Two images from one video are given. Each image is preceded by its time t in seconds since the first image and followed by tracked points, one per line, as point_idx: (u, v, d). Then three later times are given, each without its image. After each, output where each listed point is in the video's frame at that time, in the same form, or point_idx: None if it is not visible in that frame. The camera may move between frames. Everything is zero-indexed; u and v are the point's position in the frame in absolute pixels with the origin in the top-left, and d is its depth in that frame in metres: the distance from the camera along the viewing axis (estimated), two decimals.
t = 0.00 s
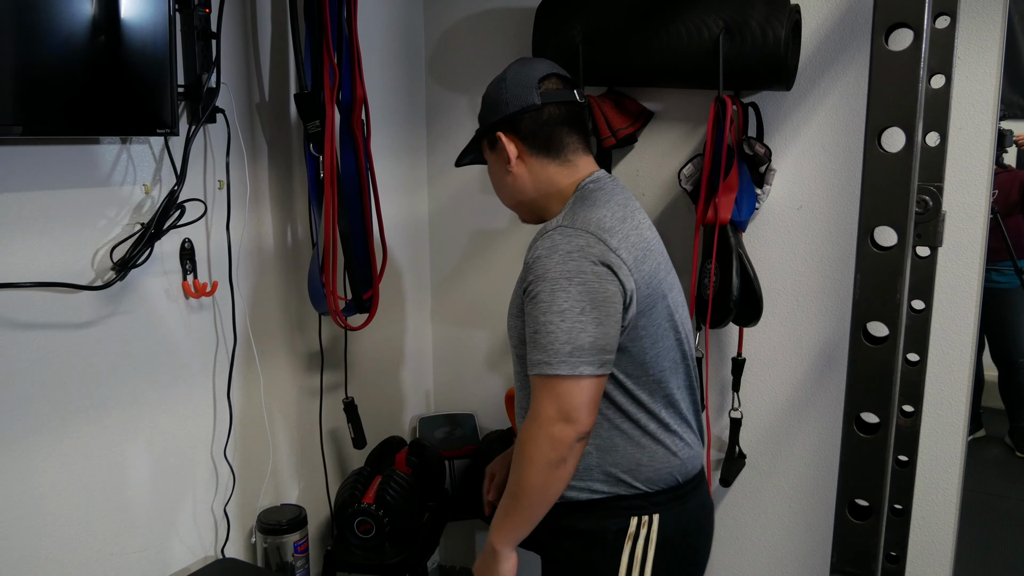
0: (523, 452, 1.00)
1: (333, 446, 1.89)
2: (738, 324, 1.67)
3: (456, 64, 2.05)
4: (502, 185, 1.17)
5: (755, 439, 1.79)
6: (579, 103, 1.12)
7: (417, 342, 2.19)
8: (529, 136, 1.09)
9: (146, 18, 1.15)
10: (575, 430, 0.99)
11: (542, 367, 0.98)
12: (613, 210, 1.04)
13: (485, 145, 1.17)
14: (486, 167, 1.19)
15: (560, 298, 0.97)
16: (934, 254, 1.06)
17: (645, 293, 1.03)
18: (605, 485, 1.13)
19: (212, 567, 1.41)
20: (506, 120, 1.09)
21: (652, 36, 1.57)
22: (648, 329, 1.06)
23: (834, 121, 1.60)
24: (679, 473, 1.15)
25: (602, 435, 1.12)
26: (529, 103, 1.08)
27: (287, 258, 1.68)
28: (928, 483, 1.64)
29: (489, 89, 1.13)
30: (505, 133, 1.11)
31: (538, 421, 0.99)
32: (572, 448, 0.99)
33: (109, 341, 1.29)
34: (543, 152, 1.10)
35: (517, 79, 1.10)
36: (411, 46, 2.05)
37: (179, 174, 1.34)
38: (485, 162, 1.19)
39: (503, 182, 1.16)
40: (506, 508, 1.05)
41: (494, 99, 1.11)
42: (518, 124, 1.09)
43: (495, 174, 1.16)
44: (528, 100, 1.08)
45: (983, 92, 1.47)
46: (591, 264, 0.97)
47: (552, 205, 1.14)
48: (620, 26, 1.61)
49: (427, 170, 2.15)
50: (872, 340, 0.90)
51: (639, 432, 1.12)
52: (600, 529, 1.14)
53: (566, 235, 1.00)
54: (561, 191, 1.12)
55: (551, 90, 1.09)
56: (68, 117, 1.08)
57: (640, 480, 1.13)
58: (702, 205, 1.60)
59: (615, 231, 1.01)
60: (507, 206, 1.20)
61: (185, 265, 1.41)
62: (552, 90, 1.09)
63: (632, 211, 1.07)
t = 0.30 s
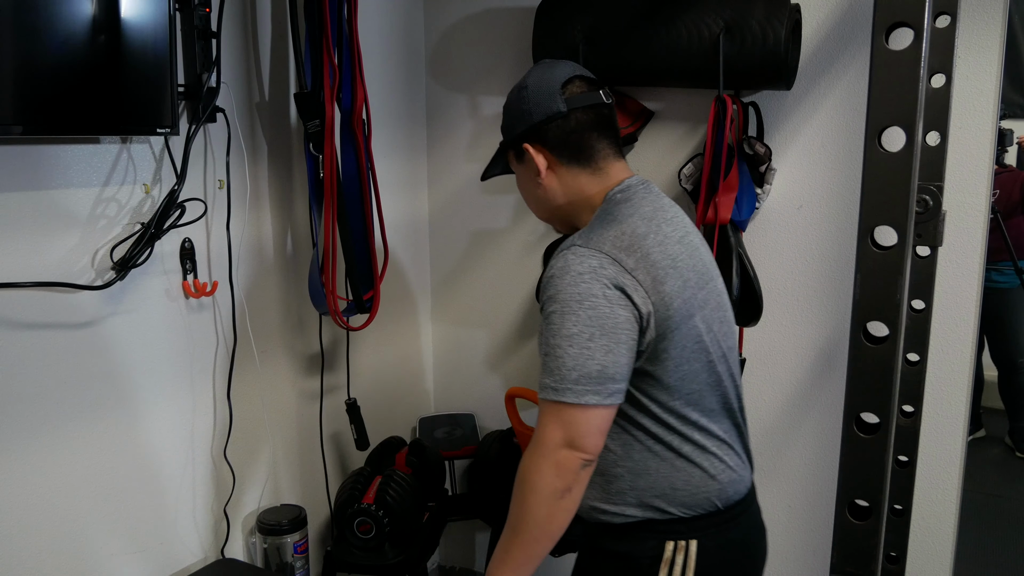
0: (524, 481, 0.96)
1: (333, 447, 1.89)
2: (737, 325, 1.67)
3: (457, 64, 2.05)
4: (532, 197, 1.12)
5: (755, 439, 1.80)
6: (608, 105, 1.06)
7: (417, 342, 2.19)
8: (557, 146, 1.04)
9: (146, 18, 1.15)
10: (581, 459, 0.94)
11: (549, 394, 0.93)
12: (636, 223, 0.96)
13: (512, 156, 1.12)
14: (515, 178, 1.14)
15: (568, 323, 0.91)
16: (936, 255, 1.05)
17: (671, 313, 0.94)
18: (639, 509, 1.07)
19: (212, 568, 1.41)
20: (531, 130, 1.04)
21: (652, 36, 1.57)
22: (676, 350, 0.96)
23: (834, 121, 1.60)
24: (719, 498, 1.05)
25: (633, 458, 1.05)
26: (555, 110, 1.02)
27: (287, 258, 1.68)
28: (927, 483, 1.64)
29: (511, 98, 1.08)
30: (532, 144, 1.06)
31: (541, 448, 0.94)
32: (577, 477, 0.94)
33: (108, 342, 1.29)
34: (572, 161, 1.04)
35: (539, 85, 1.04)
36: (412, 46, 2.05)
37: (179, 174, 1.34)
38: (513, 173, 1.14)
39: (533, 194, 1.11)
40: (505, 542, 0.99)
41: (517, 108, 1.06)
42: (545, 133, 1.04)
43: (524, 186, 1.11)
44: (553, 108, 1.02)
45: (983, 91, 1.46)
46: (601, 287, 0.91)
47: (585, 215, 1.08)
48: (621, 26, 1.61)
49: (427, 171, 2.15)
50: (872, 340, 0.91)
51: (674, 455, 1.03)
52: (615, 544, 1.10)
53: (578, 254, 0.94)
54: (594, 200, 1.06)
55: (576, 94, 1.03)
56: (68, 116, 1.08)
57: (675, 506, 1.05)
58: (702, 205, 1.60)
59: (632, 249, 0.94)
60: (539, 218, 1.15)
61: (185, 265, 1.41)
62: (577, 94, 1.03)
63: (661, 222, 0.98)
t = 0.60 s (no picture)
0: (572, 498, 0.96)
1: (333, 447, 1.89)
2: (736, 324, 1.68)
3: (457, 63, 2.05)
4: (557, 200, 1.10)
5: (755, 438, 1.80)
6: (633, 105, 1.05)
7: (417, 342, 2.19)
8: (585, 146, 1.02)
9: (146, 18, 1.15)
10: (625, 471, 0.93)
11: (585, 406, 0.92)
12: (663, 227, 0.95)
13: (535, 160, 1.10)
14: (538, 183, 1.12)
15: (601, 334, 0.89)
16: (936, 255, 1.05)
17: (703, 319, 0.93)
18: (666, 516, 1.08)
19: (212, 567, 1.41)
20: (558, 130, 1.03)
21: (652, 36, 1.57)
22: (708, 356, 0.95)
23: (835, 121, 1.60)
24: (748, 506, 1.06)
25: (661, 465, 1.06)
26: (583, 110, 1.01)
27: (287, 258, 1.68)
28: (927, 483, 1.64)
29: (534, 100, 1.07)
30: (559, 145, 1.04)
31: (584, 464, 0.94)
32: (625, 488, 0.94)
33: (108, 342, 1.29)
34: (601, 162, 1.03)
35: (564, 86, 1.03)
36: (412, 46, 2.05)
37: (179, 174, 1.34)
38: (536, 178, 1.12)
39: (559, 198, 1.09)
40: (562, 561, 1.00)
41: (542, 110, 1.05)
42: (573, 134, 1.02)
43: (549, 189, 1.09)
44: (581, 107, 1.01)
45: (984, 92, 1.46)
46: (631, 296, 0.90)
47: (613, 217, 1.06)
48: (621, 26, 1.60)
49: (427, 170, 2.15)
50: (872, 339, 0.91)
51: (702, 463, 1.04)
52: (643, 549, 1.11)
53: (606, 263, 0.92)
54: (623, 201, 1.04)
55: (603, 93, 1.02)
56: (69, 115, 1.08)
57: (702, 514, 1.06)
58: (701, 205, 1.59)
59: (660, 254, 0.92)
60: (563, 222, 1.13)
61: (185, 265, 1.41)
62: (603, 94, 1.02)
63: (688, 222, 0.96)
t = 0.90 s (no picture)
0: (576, 487, 0.98)
1: (333, 447, 1.89)
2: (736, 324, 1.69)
3: (457, 63, 2.05)
4: (577, 192, 1.07)
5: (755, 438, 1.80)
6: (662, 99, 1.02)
7: (417, 342, 2.19)
8: (614, 141, 0.99)
9: (146, 18, 1.15)
10: (629, 467, 0.94)
11: (593, 400, 0.93)
12: (682, 224, 0.94)
13: (557, 149, 1.06)
14: (559, 173, 1.08)
15: (612, 330, 0.89)
16: (936, 254, 1.06)
17: (714, 320, 0.93)
18: (666, 516, 1.08)
19: (212, 567, 1.41)
20: (588, 123, 0.99)
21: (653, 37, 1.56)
22: (718, 357, 0.95)
23: (835, 121, 1.60)
24: (748, 509, 1.05)
25: (665, 465, 1.07)
26: (615, 103, 0.97)
27: (287, 258, 1.68)
28: (927, 483, 1.64)
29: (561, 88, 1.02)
30: (587, 136, 1.00)
31: (590, 457, 0.95)
32: (627, 484, 0.95)
33: (108, 341, 1.29)
34: (628, 157, 1.00)
35: (595, 76, 0.99)
36: (412, 45, 2.05)
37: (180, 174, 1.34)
38: (556, 168, 1.08)
39: (581, 190, 1.06)
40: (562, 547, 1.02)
41: (570, 98, 1.00)
42: (603, 127, 0.99)
43: (571, 181, 1.06)
44: (614, 100, 0.97)
45: (984, 92, 1.46)
46: (645, 294, 0.90)
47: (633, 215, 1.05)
48: (621, 26, 1.60)
49: (427, 171, 2.15)
50: (872, 339, 0.91)
51: (705, 464, 1.04)
52: (644, 547, 1.11)
53: (622, 258, 0.92)
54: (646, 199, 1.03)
55: (634, 86, 0.99)
56: (69, 115, 1.08)
57: (702, 515, 1.06)
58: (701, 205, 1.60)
59: (676, 253, 0.92)
60: (579, 213, 1.11)
61: (185, 265, 1.41)
62: (635, 87, 0.99)
63: (706, 221, 0.96)
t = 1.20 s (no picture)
0: (575, 475, 0.94)
1: (333, 447, 1.89)
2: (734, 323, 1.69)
3: (456, 63, 2.05)
4: (594, 180, 1.06)
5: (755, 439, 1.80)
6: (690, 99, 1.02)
7: (417, 342, 2.19)
8: (639, 132, 0.99)
9: (146, 18, 1.15)
10: (636, 463, 0.91)
11: (608, 392, 0.90)
12: (710, 226, 0.94)
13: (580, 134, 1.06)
14: (578, 158, 1.08)
15: (637, 322, 0.88)
16: (936, 255, 1.05)
17: (738, 321, 0.92)
18: (669, 517, 1.07)
19: (212, 567, 1.41)
20: (614, 111, 0.99)
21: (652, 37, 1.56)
22: (735, 359, 0.95)
23: (835, 121, 1.60)
24: (752, 512, 1.06)
25: (673, 465, 1.05)
26: (644, 95, 0.97)
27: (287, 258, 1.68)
28: (928, 482, 1.64)
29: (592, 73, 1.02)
30: (612, 125, 1.00)
31: (599, 448, 0.92)
32: (630, 481, 0.92)
33: (108, 342, 1.29)
34: (650, 151, 1.00)
35: (627, 66, 0.99)
36: (412, 46, 2.05)
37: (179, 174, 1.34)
38: (575, 153, 1.08)
39: (599, 179, 1.05)
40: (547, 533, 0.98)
41: (599, 86, 1.00)
42: (629, 117, 0.99)
43: (591, 169, 1.05)
44: (643, 91, 0.97)
45: (984, 92, 1.47)
46: (675, 288, 0.88)
47: (647, 211, 1.04)
48: (621, 26, 1.60)
49: (427, 170, 2.15)
50: (871, 339, 0.91)
51: (715, 466, 1.04)
52: (644, 551, 1.11)
53: (652, 251, 0.91)
54: (662, 196, 1.02)
55: (666, 82, 0.99)
56: (68, 114, 1.08)
57: (708, 517, 1.05)
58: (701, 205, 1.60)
59: (704, 250, 0.91)
60: (594, 204, 1.10)
61: (185, 265, 1.41)
62: (666, 82, 0.99)
63: (731, 226, 0.97)
